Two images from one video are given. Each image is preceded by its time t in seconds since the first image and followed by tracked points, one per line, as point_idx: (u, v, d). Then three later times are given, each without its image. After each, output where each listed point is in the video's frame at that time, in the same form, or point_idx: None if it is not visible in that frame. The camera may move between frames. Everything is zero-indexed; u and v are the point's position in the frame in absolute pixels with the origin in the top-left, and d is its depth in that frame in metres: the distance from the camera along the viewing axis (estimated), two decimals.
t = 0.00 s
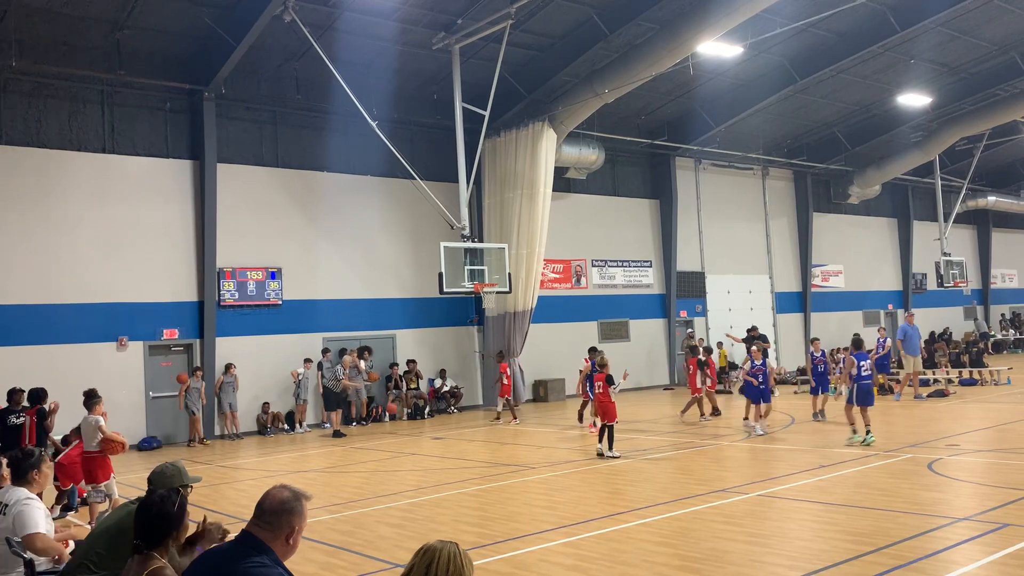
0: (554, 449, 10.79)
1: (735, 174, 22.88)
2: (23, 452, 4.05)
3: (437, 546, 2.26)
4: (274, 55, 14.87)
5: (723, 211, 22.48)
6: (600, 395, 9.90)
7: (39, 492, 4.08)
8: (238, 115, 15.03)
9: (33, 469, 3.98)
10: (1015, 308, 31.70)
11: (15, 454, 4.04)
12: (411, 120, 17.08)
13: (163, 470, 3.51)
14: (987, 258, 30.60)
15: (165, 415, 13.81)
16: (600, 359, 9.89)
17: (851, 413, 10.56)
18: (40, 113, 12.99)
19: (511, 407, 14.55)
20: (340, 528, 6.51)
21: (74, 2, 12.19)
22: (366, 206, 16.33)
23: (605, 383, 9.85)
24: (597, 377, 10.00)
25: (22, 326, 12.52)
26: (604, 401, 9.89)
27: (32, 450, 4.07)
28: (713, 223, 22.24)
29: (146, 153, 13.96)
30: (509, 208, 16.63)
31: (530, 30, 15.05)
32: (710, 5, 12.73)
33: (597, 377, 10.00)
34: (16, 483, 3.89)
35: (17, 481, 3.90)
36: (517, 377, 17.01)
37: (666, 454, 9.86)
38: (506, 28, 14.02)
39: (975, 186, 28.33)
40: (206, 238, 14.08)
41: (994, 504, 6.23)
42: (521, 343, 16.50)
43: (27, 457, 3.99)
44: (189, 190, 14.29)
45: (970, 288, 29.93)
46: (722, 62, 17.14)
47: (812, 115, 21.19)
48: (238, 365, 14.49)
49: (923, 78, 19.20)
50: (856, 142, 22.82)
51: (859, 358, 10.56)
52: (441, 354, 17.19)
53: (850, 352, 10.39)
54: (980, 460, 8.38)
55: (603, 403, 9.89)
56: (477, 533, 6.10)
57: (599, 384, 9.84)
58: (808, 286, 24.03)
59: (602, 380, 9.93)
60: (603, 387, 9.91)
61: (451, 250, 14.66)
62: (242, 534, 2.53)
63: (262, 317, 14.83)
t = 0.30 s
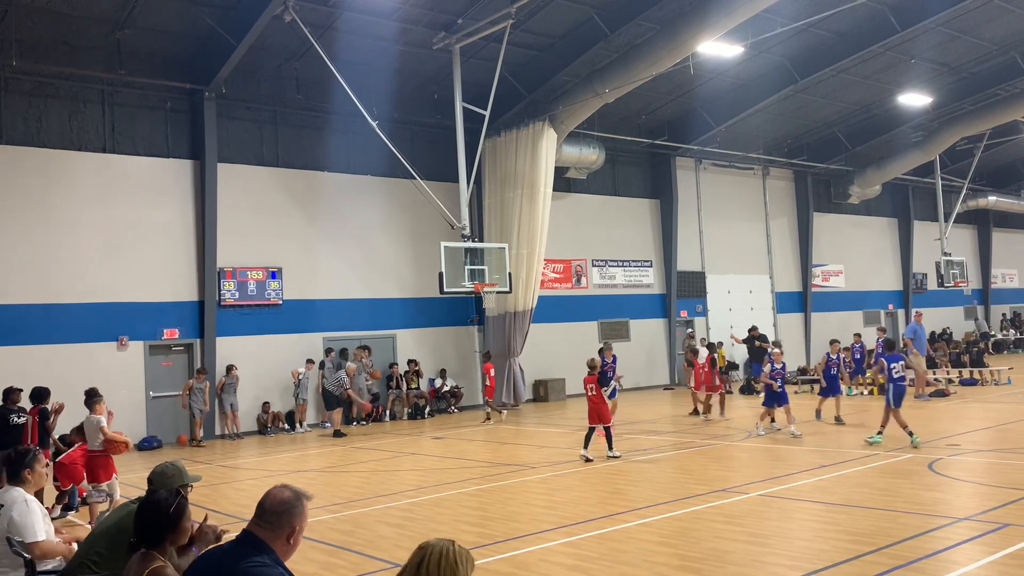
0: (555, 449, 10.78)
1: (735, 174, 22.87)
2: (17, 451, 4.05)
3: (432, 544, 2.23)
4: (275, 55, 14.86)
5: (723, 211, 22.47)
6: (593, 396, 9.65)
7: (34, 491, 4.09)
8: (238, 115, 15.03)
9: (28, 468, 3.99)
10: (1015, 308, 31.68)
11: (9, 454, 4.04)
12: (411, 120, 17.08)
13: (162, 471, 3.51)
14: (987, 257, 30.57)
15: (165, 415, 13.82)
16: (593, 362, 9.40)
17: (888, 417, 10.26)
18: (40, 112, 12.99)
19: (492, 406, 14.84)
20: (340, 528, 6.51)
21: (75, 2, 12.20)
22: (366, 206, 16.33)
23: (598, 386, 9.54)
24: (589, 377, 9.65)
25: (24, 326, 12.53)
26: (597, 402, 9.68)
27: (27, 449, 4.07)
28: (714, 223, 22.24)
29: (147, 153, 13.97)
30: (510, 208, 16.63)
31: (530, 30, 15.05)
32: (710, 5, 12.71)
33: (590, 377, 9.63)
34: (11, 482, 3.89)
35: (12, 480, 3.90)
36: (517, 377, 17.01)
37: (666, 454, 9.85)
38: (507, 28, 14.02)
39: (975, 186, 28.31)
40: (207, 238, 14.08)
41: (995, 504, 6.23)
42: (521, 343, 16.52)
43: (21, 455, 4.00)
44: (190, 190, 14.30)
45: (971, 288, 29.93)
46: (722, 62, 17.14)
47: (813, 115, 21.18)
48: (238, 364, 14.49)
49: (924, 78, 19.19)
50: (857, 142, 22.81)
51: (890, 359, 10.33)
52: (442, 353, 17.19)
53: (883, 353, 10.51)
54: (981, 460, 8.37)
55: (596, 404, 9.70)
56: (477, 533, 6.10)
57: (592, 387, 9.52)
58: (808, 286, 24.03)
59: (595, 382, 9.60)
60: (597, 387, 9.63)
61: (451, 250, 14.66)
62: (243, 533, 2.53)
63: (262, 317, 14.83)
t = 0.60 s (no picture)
0: (555, 449, 10.76)
1: (736, 174, 22.87)
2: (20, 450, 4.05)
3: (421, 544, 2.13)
4: (275, 54, 14.87)
5: (724, 211, 22.47)
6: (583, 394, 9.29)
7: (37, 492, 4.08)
8: (239, 114, 15.03)
9: (31, 467, 3.99)
10: (1016, 308, 31.67)
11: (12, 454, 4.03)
12: (411, 119, 17.07)
13: (162, 470, 3.51)
14: (988, 257, 30.55)
15: (165, 414, 13.83)
16: (582, 362, 9.07)
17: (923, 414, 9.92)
18: (41, 112, 12.99)
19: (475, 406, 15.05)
20: (340, 527, 6.51)
21: (76, 2, 12.22)
22: (366, 206, 16.34)
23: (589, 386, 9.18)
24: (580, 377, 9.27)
25: (25, 325, 12.54)
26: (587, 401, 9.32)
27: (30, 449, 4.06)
28: (714, 223, 22.23)
29: (147, 152, 13.97)
30: (510, 207, 16.63)
31: (531, 29, 15.04)
32: (710, 5, 12.71)
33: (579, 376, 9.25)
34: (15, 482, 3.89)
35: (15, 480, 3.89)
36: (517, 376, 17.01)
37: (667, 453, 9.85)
38: (507, 27, 14.01)
39: (976, 185, 28.28)
40: (207, 237, 14.08)
41: (995, 504, 6.23)
42: (521, 343, 16.52)
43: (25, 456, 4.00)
44: (190, 189, 14.30)
45: (971, 288, 29.93)
46: (722, 62, 17.14)
47: (813, 115, 21.18)
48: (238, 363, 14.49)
49: (924, 78, 19.18)
50: (857, 141, 22.81)
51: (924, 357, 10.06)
52: (442, 353, 17.19)
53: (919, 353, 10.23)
54: (982, 460, 8.37)
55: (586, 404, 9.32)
56: (477, 533, 6.10)
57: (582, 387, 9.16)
58: (809, 285, 24.03)
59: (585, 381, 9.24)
60: (587, 385, 9.33)
61: (451, 250, 14.66)
62: (243, 533, 2.54)
63: (262, 316, 14.83)
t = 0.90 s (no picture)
0: (554, 448, 10.76)
1: (735, 174, 22.87)
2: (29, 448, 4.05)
3: (423, 545, 2.12)
4: (274, 54, 14.85)
5: (722, 210, 22.47)
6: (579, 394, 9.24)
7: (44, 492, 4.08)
8: (237, 114, 15.01)
9: (39, 467, 3.98)
10: (1014, 308, 31.70)
11: (21, 453, 4.03)
12: (410, 119, 17.07)
13: (160, 470, 3.52)
14: (986, 257, 30.57)
15: (164, 413, 13.83)
16: (576, 362, 9.06)
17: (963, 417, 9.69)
18: (39, 111, 12.98)
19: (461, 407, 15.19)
20: (339, 527, 6.50)
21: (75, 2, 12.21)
22: (365, 205, 16.33)
23: (583, 386, 9.11)
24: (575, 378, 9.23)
25: (24, 325, 12.53)
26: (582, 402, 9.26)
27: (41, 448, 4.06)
28: (713, 223, 22.24)
29: (146, 151, 13.95)
30: (509, 207, 16.63)
31: (530, 29, 15.03)
32: (710, 5, 12.70)
33: (575, 377, 9.22)
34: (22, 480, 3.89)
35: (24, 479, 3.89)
36: (516, 376, 17.00)
37: (665, 453, 9.86)
38: (506, 27, 14.01)
39: (974, 185, 28.31)
40: (206, 237, 14.07)
41: (994, 504, 6.24)
42: (520, 343, 16.53)
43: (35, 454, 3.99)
44: (189, 189, 14.29)
45: (969, 288, 29.97)
46: (722, 62, 17.14)
47: (812, 115, 21.18)
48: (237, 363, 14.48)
49: (923, 78, 19.19)
50: (856, 141, 22.82)
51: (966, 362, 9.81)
52: (441, 353, 17.20)
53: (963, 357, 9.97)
54: (980, 460, 8.38)
55: (580, 405, 9.28)
56: (476, 532, 6.11)
57: (576, 387, 9.11)
58: (808, 285, 24.04)
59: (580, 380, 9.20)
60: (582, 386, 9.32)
61: (450, 250, 14.66)
62: (242, 533, 2.53)
63: (261, 316, 14.82)
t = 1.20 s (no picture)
0: (552, 449, 10.76)
1: (732, 174, 22.90)
2: (34, 449, 4.05)
3: (424, 545, 2.12)
4: (271, 54, 14.85)
5: (720, 211, 22.50)
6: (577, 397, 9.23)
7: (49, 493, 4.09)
8: (235, 114, 15.01)
9: (44, 468, 3.99)
10: (1011, 308, 31.77)
11: (27, 453, 4.04)
12: (408, 120, 17.07)
13: (158, 472, 3.53)
14: (984, 258, 30.62)
15: (162, 414, 13.82)
16: (575, 364, 9.06)
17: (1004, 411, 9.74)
18: (36, 111, 12.97)
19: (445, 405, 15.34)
20: (336, 527, 6.50)
21: (73, 2, 12.21)
22: (363, 205, 16.33)
23: (581, 388, 9.07)
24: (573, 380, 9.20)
25: (22, 326, 12.52)
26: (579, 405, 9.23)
27: (45, 449, 4.07)
28: (710, 223, 22.26)
29: (143, 152, 13.94)
30: (507, 207, 16.64)
31: (528, 30, 15.03)
32: (708, 5, 12.71)
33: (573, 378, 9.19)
34: (26, 480, 3.90)
35: (28, 479, 3.90)
36: (514, 377, 16.97)
37: (663, 454, 9.86)
38: (504, 27, 14.01)
39: (972, 186, 28.35)
40: (203, 237, 14.07)
41: (991, 504, 6.25)
42: (518, 343, 16.53)
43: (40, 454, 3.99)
44: (187, 189, 14.28)
45: (966, 289, 30.00)
46: (720, 62, 17.15)
47: (810, 115, 21.20)
48: (234, 363, 14.47)
49: (920, 79, 19.21)
50: (853, 142, 22.85)
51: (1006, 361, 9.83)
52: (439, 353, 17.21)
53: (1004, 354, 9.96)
54: (977, 460, 8.39)
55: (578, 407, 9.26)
56: (473, 533, 6.11)
57: (574, 388, 9.08)
58: (805, 286, 24.07)
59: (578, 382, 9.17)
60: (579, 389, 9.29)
61: (448, 250, 14.66)
62: (239, 533, 2.53)
63: (259, 316, 14.81)
